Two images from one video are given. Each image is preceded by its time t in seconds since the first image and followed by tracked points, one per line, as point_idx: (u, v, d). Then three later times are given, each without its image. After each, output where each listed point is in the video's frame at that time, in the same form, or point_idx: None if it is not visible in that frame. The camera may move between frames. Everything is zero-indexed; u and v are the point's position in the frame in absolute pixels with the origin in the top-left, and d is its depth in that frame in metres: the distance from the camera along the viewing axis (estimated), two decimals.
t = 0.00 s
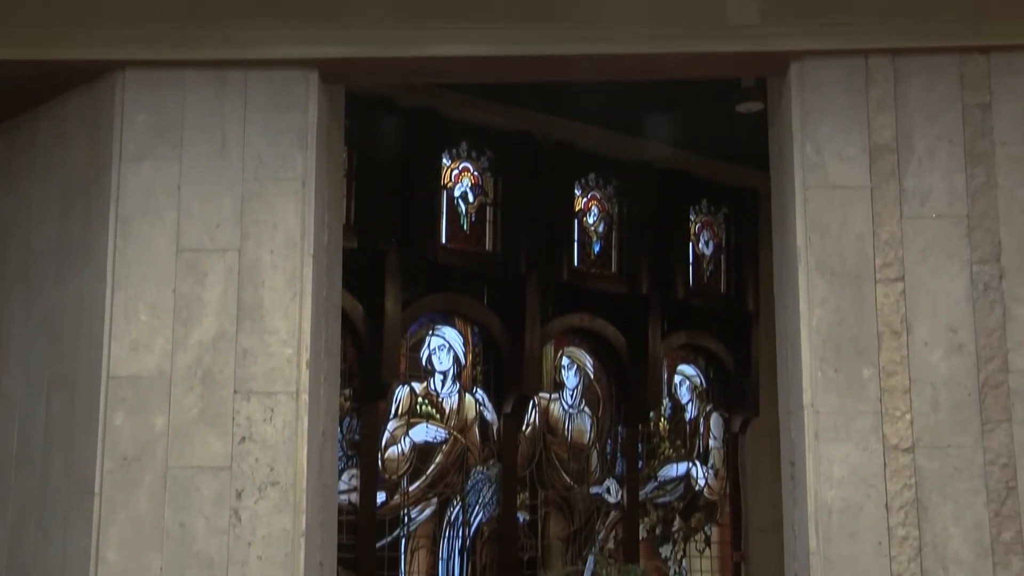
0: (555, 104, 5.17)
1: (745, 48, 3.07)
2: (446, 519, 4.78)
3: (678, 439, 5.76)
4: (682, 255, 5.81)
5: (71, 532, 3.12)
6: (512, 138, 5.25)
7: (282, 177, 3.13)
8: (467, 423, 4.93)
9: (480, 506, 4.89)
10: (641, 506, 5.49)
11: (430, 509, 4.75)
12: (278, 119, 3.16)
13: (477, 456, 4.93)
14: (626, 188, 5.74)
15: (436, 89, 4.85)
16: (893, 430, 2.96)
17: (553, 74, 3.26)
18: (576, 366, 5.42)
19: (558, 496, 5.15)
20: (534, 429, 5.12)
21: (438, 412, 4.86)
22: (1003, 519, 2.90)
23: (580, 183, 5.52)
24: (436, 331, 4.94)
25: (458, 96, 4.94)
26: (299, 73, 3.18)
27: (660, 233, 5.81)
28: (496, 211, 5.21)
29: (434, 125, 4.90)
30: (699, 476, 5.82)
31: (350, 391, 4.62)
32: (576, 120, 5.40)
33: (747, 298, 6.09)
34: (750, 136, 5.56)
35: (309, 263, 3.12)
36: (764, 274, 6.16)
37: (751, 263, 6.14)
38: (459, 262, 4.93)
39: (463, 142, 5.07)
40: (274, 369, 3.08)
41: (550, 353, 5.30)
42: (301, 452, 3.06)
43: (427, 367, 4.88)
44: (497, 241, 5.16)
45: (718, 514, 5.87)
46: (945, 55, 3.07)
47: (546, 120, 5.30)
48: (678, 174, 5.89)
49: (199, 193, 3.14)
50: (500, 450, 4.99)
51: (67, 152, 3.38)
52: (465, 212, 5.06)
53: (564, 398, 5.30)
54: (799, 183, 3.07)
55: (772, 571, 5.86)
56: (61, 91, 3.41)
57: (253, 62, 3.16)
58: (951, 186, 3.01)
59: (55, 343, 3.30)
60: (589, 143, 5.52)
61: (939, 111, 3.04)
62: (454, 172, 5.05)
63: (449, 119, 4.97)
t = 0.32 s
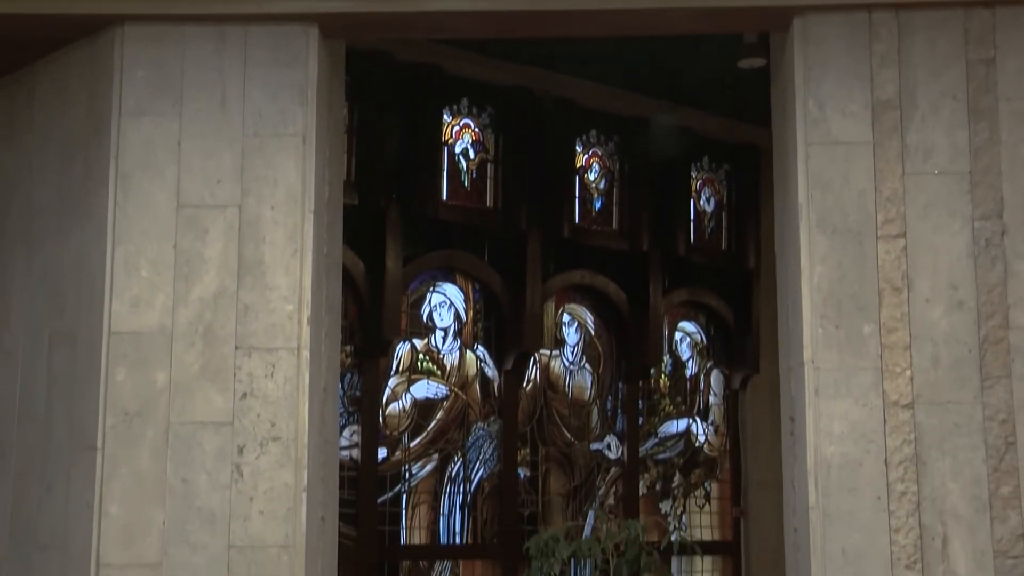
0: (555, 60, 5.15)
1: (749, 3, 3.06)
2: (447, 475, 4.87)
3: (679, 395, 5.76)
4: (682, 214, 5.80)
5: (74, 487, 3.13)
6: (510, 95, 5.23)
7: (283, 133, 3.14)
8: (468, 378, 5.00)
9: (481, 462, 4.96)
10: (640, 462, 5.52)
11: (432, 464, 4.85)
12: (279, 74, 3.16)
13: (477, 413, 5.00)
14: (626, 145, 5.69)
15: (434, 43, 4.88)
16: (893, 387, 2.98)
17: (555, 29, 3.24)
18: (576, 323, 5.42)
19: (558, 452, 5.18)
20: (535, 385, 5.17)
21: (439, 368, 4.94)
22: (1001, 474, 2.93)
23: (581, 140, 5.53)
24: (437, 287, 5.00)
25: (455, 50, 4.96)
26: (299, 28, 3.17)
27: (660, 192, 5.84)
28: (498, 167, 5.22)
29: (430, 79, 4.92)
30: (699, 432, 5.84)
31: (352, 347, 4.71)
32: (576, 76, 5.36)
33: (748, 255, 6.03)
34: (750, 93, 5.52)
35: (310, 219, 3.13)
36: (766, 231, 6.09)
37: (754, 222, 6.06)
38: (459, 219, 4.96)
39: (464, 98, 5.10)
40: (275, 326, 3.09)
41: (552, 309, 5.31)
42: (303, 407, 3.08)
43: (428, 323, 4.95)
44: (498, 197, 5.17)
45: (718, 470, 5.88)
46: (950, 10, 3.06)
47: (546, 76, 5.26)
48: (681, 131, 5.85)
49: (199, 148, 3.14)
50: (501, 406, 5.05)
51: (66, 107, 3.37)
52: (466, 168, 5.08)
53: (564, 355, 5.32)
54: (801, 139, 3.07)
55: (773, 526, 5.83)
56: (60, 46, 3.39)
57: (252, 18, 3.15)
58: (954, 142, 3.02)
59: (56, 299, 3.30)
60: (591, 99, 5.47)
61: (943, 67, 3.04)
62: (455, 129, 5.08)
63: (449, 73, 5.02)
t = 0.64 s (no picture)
0: (556, 23, 5.13)
1: None
2: (448, 439, 4.90)
3: (679, 359, 5.79)
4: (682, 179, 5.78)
5: (76, 450, 3.14)
6: (511, 59, 5.22)
7: (283, 96, 3.16)
8: (468, 343, 5.02)
9: (481, 426, 5.00)
10: (641, 427, 5.53)
11: (432, 429, 4.88)
12: (279, 38, 3.18)
13: (478, 377, 5.02)
14: (628, 110, 5.68)
15: (434, 7, 4.85)
16: (893, 350, 3.02)
17: None
18: (577, 288, 5.45)
19: (558, 417, 5.22)
20: (535, 349, 5.20)
21: (440, 333, 4.94)
22: (1000, 438, 2.98)
23: (583, 104, 5.50)
24: (437, 252, 4.99)
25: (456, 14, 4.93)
26: None
27: (660, 158, 5.82)
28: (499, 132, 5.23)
29: (431, 45, 4.89)
30: (699, 397, 5.86)
31: (353, 311, 4.71)
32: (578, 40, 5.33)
33: (749, 219, 6.07)
34: (752, 57, 5.49)
35: (310, 182, 3.14)
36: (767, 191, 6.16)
37: (756, 184, 6.13)
38: (459, 182, 4.95)
39: (465, 62, 5.08)
40: (276, 290, 3.10)
41: (553, 274, 5.34)
42: (304, 370, 3.09)
43: (429, 288, 4.94)
44: (499, 161, 5.17)
45: (718, 434, 5.92)
46: None
47: (547, 41, 5.24)
48: (683, 96, 5.84)
49: (199, 112, 3.16)
50: (502, 370, 5.08)
51: (66, 71, 3.37)
52: (467, 132, 5.08)
53: (565, 319, 5.34)
54: (804, 100, 3.12)
55: (773, 490, 5.92)
56: (59, 9, 3.40)
57: None
58: (956, 104, 3.09)
59: (57, 264, 3.31)
60: (593, 63, 5.45)
61: (947, 30, 3.10)
62: (456, 92, 5.06)
63: (450, 39, 4.98)
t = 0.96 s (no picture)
0: None
1: None
2: (449, 409, 4.91)
3: (680, 330, 5.79)
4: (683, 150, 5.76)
5: (78, 419, 3.16)
6: (512, 28, 5.19)
7: (283, 65, 3.19)
8: (469, 313, 5.02)
9: (482, 396, 5.01)
10: (641, 396, 5.55)
11: (433, 399, 4.89)
12: (280, 7, 3.21)
13: (478, 347, 5.03)
14: (631, 79, 5.65)
15: None
16: (894, 320, 3.19)
17: None
18: (578, 258, 5.45)
19: (558, 386, 5.25)
20: (536, 319, 5.21)
21: (441, 303, 4.95)
22: (1000, 407, 3.15)
23: (584, 73, 5.48)
24: (438, 222, 4.99)
25: None
26: None
27: (662, 127, 5.78)
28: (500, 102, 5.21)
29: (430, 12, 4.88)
30: (699, 366, 5.87)
31: (354, 281, 4.70)
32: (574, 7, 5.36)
33: (751, 192, 6.07)
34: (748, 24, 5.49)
35: (310, 152, 3.17)
36: (767, 161, 6.15)
37: (756, 155, 6.11)
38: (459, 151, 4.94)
39: (466, 30, 5.05)
40: (276, 260, 3.14)
41: (554, 244, 5.34)
42: (304, 342, 3.13)
43: (429, 258, 4.94)
44: (500, 131, 5.16)
45: (718, 404, 5.93)
46: None
47: (545, 8, 5.27)
48: (684, 65, 5.83)
49: (199, 81, 3.19)
50: (502, 340, 5.10)
51: (65, 39, 3.36)
52: (468, 102, 5.06)
53: (567, 290, 5.36)
54: (806, 71, 3.28)
55: (772, 458, 5.97)
56: None
57: None
58: (959, 74, 3.25)
59: (59, 234, 3.31)
60: (592, 31, 5.46)
61: None
62: (456, 62, 5.03)
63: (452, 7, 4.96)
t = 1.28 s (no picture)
0: None
1: None
2: (449, 389, 4.92)
3: (680, 310, 5.79)
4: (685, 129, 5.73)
5: (78, 398, 3.17)
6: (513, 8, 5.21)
7: (283, 45, 3.22)
8: (469, 294, 5.02)
9: (482, 377, 5.02)
10: (641, 376, 5.55)
11: (433, 379, 4.89)
12: None
13: (479, 327, 5.04)
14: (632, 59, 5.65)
15: None
16: (894, 301, 3.26)
17: None
18: (578, 238, 5.46)
19: (558, 367, 5.26)
20: (536, 299, 5.22)
21: (441, 283, 4.94)
22: (1000, 387, 3.21)
23: (584, 52, 5.48)
24: (438, 202, 4.98)
25: None
26: None
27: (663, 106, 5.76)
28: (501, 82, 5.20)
29: None
30: (699, 346, 5.87)
31: (354, 262, 4.70)
32: None
33: (751, 171, 6.04)
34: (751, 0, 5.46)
35: (311, 132, 3.20)
36: (766, 142, 6.13)
37: (756, 136, 6.09)
38: (460, 131, 4.92)
39: (466, 10, 5.05)
40: (277, 240, 3.17)
41: (554, 225, 5.35)
42: (305, 324, 3.15)
43: (430, 238, 4.93)
44: (501, 110, 5.15)
45: (718, 384, 5.94)
46: None
47: None
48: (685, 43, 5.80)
49: (199, 61, 3.21)
50: (503, 320, 5.11)
51: (64, 18, 3.36)
52: (468, 82, 5.04)
53: (567, 270, 5.36)
54: (807, 50, 3.34)
55: (772, 439, 5.97)
56: None
57: None
58: (960, 53, 3.31)
59: (59, 213, 3.31)
60: (594, 10, 5.44)
61: None
62: (456, 41, 5.01)
63: None
